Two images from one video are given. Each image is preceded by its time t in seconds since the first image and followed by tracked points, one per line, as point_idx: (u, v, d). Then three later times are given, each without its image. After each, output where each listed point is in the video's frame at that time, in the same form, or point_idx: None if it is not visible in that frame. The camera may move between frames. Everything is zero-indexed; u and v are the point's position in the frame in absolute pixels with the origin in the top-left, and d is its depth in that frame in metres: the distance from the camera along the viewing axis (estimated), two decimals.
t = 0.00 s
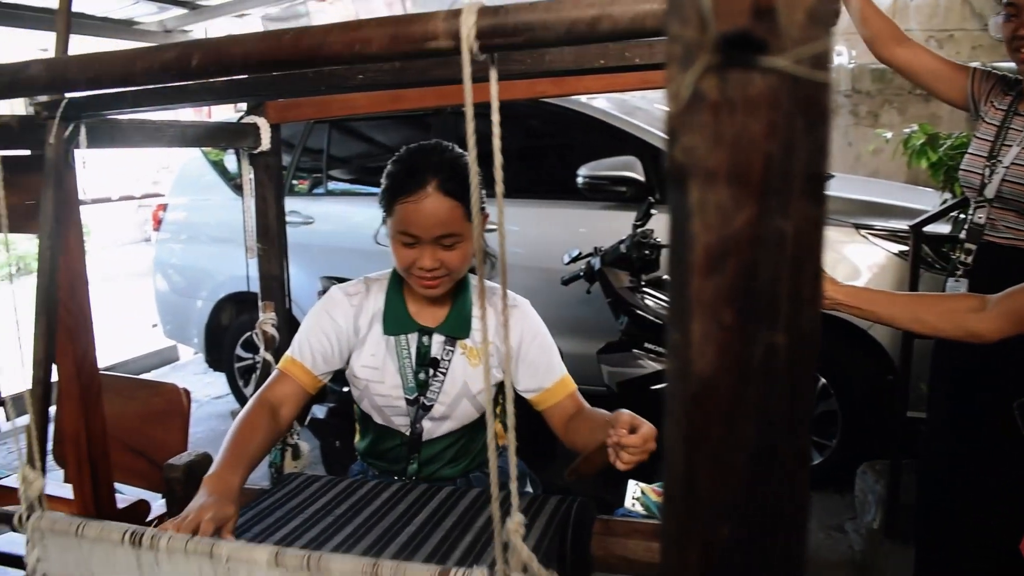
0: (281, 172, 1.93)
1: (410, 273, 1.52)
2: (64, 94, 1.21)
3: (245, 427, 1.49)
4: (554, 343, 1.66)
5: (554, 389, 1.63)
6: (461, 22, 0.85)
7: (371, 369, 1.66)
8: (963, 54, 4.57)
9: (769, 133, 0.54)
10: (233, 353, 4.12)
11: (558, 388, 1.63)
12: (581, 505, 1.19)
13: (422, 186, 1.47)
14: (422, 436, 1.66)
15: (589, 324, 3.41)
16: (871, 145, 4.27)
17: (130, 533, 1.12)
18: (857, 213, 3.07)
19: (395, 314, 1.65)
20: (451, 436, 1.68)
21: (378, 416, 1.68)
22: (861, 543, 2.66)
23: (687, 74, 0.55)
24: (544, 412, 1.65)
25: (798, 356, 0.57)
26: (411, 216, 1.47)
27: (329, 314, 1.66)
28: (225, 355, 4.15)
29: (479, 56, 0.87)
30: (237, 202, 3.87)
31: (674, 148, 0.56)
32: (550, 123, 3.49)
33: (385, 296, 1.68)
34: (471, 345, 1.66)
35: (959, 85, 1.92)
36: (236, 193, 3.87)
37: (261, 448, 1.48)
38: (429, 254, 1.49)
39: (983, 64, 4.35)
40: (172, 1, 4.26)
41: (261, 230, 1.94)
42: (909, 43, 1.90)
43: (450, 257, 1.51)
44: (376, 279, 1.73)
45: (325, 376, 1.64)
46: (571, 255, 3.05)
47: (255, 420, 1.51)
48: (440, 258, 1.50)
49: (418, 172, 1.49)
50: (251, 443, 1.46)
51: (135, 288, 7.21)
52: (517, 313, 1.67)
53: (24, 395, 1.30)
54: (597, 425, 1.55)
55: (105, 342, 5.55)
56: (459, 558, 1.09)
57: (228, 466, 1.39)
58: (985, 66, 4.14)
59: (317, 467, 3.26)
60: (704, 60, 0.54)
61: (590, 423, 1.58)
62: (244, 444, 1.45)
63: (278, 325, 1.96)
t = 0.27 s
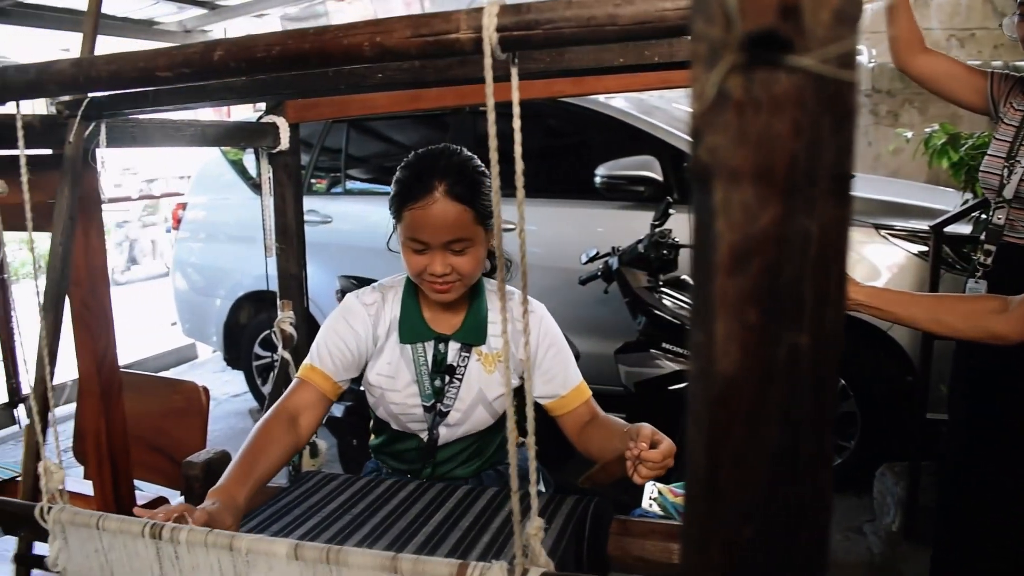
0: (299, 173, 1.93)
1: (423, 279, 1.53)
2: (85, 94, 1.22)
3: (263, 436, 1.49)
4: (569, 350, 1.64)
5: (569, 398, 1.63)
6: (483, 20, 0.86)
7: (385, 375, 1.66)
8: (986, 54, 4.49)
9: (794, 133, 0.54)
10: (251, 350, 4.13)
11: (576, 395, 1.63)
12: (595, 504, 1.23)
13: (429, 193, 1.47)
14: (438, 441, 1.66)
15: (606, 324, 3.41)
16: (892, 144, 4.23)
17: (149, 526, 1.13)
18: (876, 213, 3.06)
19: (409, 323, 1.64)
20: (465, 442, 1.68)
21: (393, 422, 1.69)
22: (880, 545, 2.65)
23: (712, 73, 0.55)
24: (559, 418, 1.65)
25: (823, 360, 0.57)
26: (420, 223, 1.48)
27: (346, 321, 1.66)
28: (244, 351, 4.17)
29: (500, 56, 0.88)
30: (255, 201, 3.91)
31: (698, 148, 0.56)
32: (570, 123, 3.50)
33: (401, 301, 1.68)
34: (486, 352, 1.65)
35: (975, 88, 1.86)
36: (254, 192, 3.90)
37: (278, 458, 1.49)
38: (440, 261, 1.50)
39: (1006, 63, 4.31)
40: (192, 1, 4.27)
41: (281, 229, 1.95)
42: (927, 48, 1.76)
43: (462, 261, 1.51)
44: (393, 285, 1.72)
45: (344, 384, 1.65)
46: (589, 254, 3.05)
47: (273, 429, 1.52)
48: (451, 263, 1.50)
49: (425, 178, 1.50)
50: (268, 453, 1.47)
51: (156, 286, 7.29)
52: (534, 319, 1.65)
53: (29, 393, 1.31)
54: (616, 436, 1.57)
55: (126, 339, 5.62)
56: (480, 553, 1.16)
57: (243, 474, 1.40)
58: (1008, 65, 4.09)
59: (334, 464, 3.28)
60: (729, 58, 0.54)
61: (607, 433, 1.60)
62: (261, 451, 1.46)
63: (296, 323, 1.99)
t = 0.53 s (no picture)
0: (314, 171, 1.97)
1: (430, 280, 1.53)
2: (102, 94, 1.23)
3: (276, 439, 1.50)
4: (579, 347, 1.65)
5: (583, 394, 1.63)
6: (500, 19, 0.86)
7: (396, 375, 1.66)
8: (1004, 53, 4.45)
9: (816, 132, 0.53)
10: (265, 350, 4.16)
11: (589, 391, 1.64)
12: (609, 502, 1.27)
13: (433, 194, 1.47)
14: (449, 441, 1.66)
15: (619, 323, 3.41)
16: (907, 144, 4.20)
17: (167, 524, 1.14)
18: (891, 214, 3.06)
19: (419, 322, 1.64)
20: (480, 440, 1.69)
21: (405, 422, 1.70)
22: (894, 547, 2.63)
23: (733, 72, 0.54)
24: (573, 415, 1.66)
25: (844, 360, 0.57)
26: (425, 225, 1.47)
27: (355, 322, 1.65)
28: (258, 349, 4.18)
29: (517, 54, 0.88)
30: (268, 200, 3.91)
31: (719, 147, 0.56)
32: (583, 122, 3.51)
33: (410, 301, 1.68)
34: (497, 351, 1.66)
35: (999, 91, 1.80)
36: (268, 191, 3.91)
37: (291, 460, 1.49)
38: (448, 261, 1.50)
39: None
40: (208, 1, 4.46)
41: (295, 227, 1.99)
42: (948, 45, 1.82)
43: (469, 261, 1.51)
44: (401, 285, 1.73)
45: (354, 386, 1.66)
46: (603, 254, 3.05)
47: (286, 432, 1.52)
48: (459, 263, 1.50)
49: (427, 179, 1.49)
50: (282, 456, 1.47)
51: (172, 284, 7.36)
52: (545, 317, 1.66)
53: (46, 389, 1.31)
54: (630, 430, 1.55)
55: (141, 337, 5.67)
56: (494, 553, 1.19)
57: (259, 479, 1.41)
58: None
59: (347, 463, 3.30)
60: (750, 57, 0.54)
61: (622, 427, 1.58)
62: (275, 454, 1.47)
63: (310, 322, 2.01)
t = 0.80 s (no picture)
0: (331, 170, 2.00)
1: (451, 278, 1.54)
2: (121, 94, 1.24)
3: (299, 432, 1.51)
4: (593, 351, 1.64)
5: (596, 399, 1.63)
6: (518, 19, 0.86)
7: (407, 373, 1.67)
8: None
9: (839, 131, 0.53)
10: (282, 348, 4.17)
11: (602, 396, 1.63)
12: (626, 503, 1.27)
13: (458, 191, 1.47)
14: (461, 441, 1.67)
15: (635, 323, 3.41)
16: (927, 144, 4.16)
17: (184, 521, 1.15)
18: (910, 214, 3.04)
19: (432, 319, 1.65)
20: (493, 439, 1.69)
21: (415, 420, 1.70)
22: (912, 550, 2.61)
23: (756, 72, 0.54)
24: (584, 419, 1.66)
25: (867, 362, 0.56)
26: (449, 222, 1.48)
27: (369, 319, 1.66)
28: (274, 347, 4.19)
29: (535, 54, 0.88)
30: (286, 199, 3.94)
31: (741, 147, 0.55)
32: (600, 122, 3.52)
33: (423, 298, 1.69)
34: (509, 352, 1.66)
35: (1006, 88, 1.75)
36: (286, 190, 3.94)
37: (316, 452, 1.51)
38: (470, 259, 1.51)
39: None
40: None
41: (312, 225, 2.02)
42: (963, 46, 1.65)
43: (491, 259, 1.52)
44: (415, 283, 1.74)
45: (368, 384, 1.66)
46: (619, 253, 3.05)
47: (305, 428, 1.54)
48: (481, 262, 1.51)
49: (452, 175, 1.49)
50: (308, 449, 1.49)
51: (189, 282, 7.41)
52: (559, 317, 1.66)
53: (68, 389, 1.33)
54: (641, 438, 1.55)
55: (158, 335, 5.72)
56: (509, 553, 1.20)
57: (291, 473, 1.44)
58: None
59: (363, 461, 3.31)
60: (773, 57, 0.53)
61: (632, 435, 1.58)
62: (302, 450, 1.48)
63: (327, 321, 2.03)
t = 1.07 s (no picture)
0: (344, 169, 2.01)
1: (475, 292, 1.53)
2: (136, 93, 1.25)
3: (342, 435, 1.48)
4: (607, 363, 1.65)
5: (600, 411, 1.65)
6: (532, 18, 0.85)
7: (424, 377, 1.66)
8: None
9: (858, 130, 0.52)
10: (295, 347, 4.19)
11: (601, 412, 1.64)
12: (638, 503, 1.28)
13: (486, 205, 1.48)
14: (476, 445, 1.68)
15: (648, 323, 3.40)
16: (942, 143, 4.13)
17: (199, 519, 1.15)
18: (925, 215, 3.03)
19: (450, 323, 1.65)
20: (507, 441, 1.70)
21: (430, 423, 1.70)
22: (926, 552, 2.60)
23: (774, 72, 0.53)
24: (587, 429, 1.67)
25: (885, 361, 0.56)
26: (476, 235, 1.48)
27: (385, 323, 1.64)
28: (287, 346, 4.21)
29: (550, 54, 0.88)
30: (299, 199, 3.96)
31: (759, 147, 0.55)
32: (613, 121, 3.52)
33: (443, 302, 1.68)
34: (527, 359, 1.66)
35: None
36: (299, 189, 3.95)
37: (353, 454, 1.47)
38: (495, 273, 1.50)
39: None
40: None
41: (326, 224, 2.03)
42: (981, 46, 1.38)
43: (516, 274, 1.51)
44: (433, 286, 1.73)
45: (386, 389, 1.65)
46: (632, 253, 3.05)
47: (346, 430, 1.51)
48: (505, 276, 1.50)
49: (480, 189, 1.50)
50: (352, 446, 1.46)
51: (202, 281, 7.46)
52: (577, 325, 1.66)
53: (84, 386, 1.34)
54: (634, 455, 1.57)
55: (171, 334, 5.76)
56: (522, 553, 1.20)
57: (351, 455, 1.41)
58: None
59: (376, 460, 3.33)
60: (791, 57, 0.53)
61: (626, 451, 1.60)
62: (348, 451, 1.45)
63: (340, 319, 2.04)
